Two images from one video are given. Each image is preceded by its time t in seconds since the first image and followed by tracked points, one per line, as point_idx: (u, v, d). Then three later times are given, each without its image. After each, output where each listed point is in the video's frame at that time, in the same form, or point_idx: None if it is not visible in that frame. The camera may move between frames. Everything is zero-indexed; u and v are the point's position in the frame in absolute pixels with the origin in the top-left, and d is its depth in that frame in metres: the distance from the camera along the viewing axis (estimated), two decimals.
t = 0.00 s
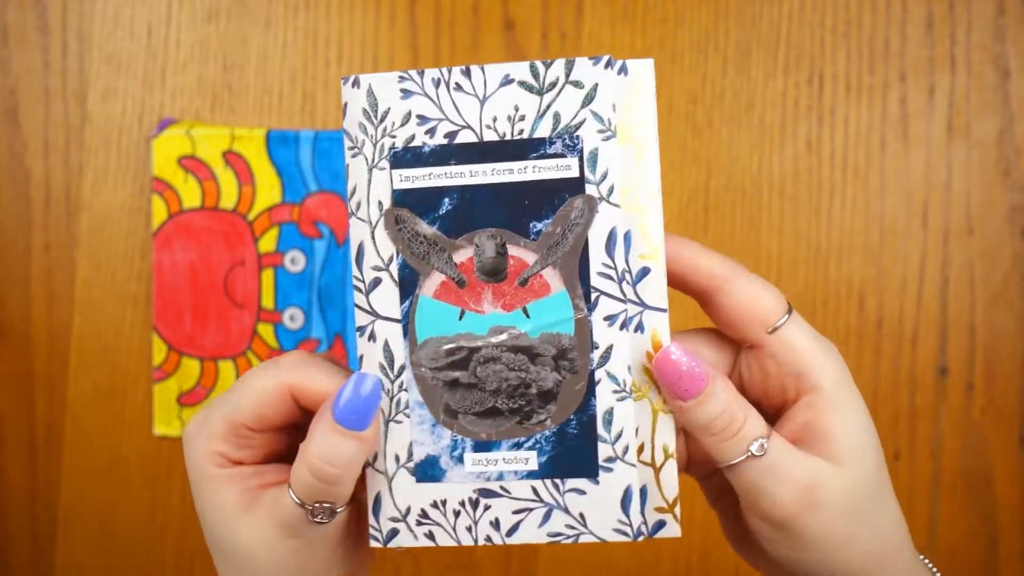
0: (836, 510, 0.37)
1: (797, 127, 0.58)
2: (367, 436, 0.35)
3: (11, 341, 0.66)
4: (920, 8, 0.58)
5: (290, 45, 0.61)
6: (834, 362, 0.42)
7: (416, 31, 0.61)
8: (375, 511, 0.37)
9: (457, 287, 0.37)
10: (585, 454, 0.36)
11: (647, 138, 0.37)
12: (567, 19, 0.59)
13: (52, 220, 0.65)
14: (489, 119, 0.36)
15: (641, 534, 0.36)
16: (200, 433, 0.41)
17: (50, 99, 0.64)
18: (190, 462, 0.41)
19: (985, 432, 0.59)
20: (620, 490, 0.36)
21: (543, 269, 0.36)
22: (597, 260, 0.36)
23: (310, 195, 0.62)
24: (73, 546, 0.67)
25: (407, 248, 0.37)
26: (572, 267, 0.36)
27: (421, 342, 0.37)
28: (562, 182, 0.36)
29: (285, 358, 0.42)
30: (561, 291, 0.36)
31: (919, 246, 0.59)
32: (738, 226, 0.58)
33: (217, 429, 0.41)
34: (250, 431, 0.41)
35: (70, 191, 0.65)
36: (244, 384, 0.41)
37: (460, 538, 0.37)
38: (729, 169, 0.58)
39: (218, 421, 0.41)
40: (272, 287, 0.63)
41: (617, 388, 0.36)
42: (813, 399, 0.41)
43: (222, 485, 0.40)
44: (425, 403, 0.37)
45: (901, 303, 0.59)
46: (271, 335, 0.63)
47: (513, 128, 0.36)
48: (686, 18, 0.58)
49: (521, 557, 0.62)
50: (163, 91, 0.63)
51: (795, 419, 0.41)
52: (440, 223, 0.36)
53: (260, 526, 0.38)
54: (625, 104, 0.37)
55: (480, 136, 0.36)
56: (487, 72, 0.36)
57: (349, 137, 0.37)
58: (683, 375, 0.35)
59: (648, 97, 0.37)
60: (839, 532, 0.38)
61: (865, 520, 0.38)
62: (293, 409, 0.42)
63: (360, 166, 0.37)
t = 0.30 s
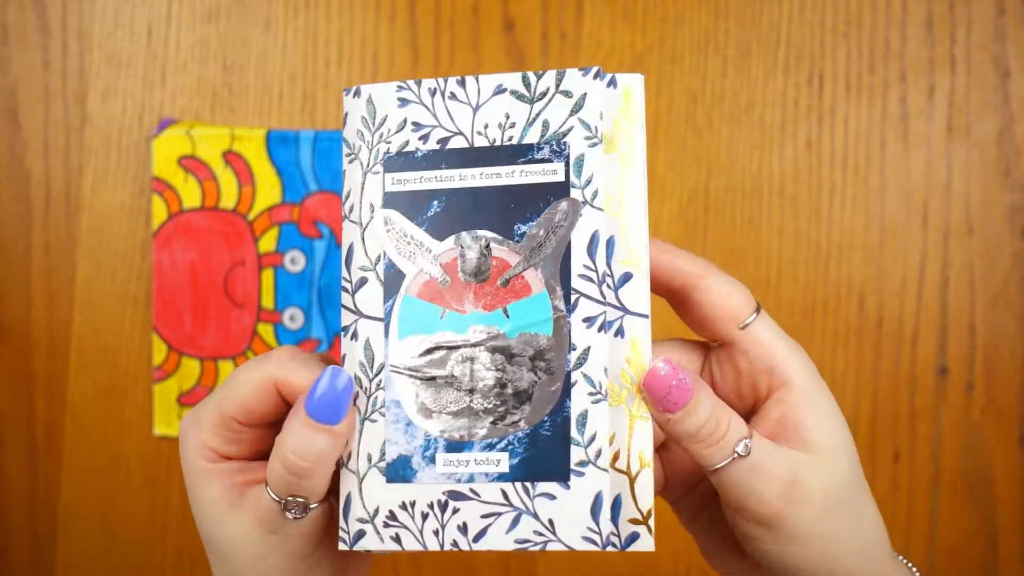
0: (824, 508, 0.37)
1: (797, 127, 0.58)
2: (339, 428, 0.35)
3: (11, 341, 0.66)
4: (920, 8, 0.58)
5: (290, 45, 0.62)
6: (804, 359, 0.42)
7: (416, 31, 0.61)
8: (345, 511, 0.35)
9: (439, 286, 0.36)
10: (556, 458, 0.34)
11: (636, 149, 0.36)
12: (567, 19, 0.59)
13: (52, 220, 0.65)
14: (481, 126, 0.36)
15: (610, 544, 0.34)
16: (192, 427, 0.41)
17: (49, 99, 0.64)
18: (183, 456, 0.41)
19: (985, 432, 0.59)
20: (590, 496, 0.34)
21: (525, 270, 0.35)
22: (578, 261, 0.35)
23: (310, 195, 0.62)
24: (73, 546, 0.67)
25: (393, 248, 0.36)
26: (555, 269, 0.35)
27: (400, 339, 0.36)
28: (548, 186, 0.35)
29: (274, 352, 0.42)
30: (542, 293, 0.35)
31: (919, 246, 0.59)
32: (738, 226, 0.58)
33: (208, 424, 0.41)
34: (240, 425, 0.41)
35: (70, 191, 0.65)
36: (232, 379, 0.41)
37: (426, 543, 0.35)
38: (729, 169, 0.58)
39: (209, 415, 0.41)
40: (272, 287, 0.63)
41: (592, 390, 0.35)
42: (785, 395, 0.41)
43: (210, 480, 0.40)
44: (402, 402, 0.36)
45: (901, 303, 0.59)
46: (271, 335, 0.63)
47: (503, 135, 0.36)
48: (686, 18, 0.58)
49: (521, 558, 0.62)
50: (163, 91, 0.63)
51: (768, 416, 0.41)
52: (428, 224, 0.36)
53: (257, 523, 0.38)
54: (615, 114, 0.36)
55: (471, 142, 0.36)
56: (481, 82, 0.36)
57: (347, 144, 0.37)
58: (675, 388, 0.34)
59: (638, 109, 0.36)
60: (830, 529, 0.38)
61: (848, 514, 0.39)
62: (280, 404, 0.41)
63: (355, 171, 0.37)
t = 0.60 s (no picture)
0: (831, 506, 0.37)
1: (797, 128, 0.58)
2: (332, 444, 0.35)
3: (11, 341, 0.66)
4: (920, 8, 0.58)
5: (290, 45, 0.62)
6: (810, 352, 0.42)
7: (416, 31, 0.61)
8: (346, 521, 0.36)
9: (438, 292, 0.36)
10: (560, 460, 0.36)
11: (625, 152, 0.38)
12: (567, 19, 0.59)
13: (52, 221, 0.65)
14: (475, 127, 0.37)
15: (614, 540, 0.36)
16: (179, 461, 0.41)
17: (50, 99, 0.64)
18: (177, 492, 0.41)
19: (985, 432, 0.59)
20: (594, 496, 0.36)
21: (526, 275, 0.37)
22: (577, 266, 0.37)
23: (310, 195, 0.62)
24: (73, 546, 0.67)
25: (388, 253, 0.36)
26: (551, 274, 0.37)
27: (400, 347, 0.36)
28: (545, 191, 0.36)
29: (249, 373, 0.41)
30: (542, 298, 0.37)
31: (919, 246, 0.59)
32: (738, 226, 0.58)
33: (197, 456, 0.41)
34: (230, 450, 0.41)
35: (70, 191, 0.65)
36: (213, 408, 0.41)
37: (432, 548, 0.36)
38: (729, 169, 0.58)
39: (195, 449, 0.41)
40: (272, 287, 0.63)
41: (596, 393, 0.37)
42: (791, 390, 0.41)
43: (208, 512, 0.40)
44: (404, 407, 0.36)
45: (901, 303, 0.59)
46: (271, 335, 0.63)
47: (498, 137, 0.36)
48: (686, 18, 0.58)
49: (521, 559, 0.62)
50: (163, 91, 0.63)
51: (776, 414, 0.41)
52: (422, 228, 0.36)
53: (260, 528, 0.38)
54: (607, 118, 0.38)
55: (466, 144, 0.36)
56: (473, 81, 0.37)
57: (331, 141, 0.36)
58: (656, 387, 0.36)
59: (625, 115, 0.38)
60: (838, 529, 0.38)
61: (861, 509, 0.38)
62: (267, 422, 0.41)
63: (341, 171, 0.37)
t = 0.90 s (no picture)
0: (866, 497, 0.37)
1: (797, 127, 0.58)
2: (376, 463, 0.35)
3: (10, 341, 0.66)
4: (920, 8, 0.58)
5: (290, 45, 0.62)
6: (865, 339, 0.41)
7: (416, 30, 0.61)
8: (396, 495, 0.36)
9: (491, 267, 0.37)
10: (613, 437, 0.36)
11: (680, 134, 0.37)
12: (567, 19, 0.59)
13: (52, 220, 0.65)
14: (531, 107, 0.37)
15: (667, 520, 0.36)
16: (199, 469, 0.39)
17: (50, 99, 0.64)
18: (194, 498, 0.39)
19: (985, 432, 0.59)
20: (647, 475, 0.36)
21: (579, 251, 0.37)
22: (630, 244, 0.37)
23: (310, 195, 0.62)
24: (72, 546, 0.67)
25: (442, 227, 0.37)
26: (605, 252, 0.37)
27: (452, 321, 0.36)
28: (599, 169, 0.37)
29: (273, 379, 0.40)
30: (596, 273, 0.37)
31: (919, 246, 0.59)
32: (738, 226, 0.58)
33: (220, 464, 0.39)
34: (255, 458, 0.39)
35: (70, 191, 0.65)
36: (237, 413, 0.39)
37: (482, 523, 0.36)
38: (728, 169, 0.58)
39: (217, 455, 0.39)
40: (272, 287, 0.62)
41: (648, 369, 0.36)
42: (846, 374, 0.40)
43: (231, 520, 0.38)
44: (454, 381, 0.36)
45: (901, 303, 0.59)
46: (271, 335, 0.62)
47: (553, 116, 0.37)
48: (686, 18, 0.58)
49: (520, 558, 0.62)
50: (163, 91, 0.63)
51: (829, 399, 0.40)
52: (476, 204, 0.36)
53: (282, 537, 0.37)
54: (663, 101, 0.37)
55: (521, 123, 0.37)
56: (530, 62, 0.37)
57: (388, 120, 0.37)
58: (713, 368, 0.35)
59: (680, 97, 0.37)
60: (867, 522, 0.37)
61: (907, 496, 0.38)
62: (294, 428, 0.40)
63: (399, 148, 0.37)
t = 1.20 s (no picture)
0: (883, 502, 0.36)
1: (796, 127, 0.58)
2: (401, 458, 0.34)
3: (12, 341, 0.66)
4: (919, 8, 0.58)
5: (290, 46, 0.62)
6: (885, 352, 0.41)
7: (416, 30, 0.61)
8: (408, 492, 0.35)
9: (516, 268, 0.36)
10: (628, 445, 0.35)
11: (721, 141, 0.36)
12: (567, 19, 0.59)
13: (52, 221, 0.65)
14: (565, 109, 0.36)
15: (680, 534, 0.34)
16: (214, 468, 0.38)
17: (50, 99, 0.65)
18: (209, 497, 0.38)
19: (985, 432, 0.59)
20: (662, 485, 0.34)
21: (605, 255, 0.36)
22: (657, 249, 0.35)
23: (310, 195, 0.61)
24: (72, 546, 0.67)
25: (471, 227, 0.36)
26: (632, 256, 0.35)
27: (474, 319, 0.36)
28: (629, 173, 0.36)
29: (287, 375, 0.39)
30: (622, 278, 0.36)
31: (919, 246, 0.59)
32: (737, 226, 0.59)
33: (235, 462, 0.38)
34: (269, 455, 0.39)
35: (70, 190, 0.65)
36: (251, 411, 0.39)
37: (492, 526, 0.35)
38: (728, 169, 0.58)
39: (233, 454, 0.38)
40: (272, 287, 0.62)
41: (669, 377, 0.35)
42: (867, 386, 0.40)
43: (248, 517, 0.38)
44: (473, 380, 0.36)
45: (901, 303, 0.59)
46: (271, 335, 0.62)
47: (587, 119, 0.36)
48: (686, 18, 0.58)
49: (521, 558, 0.63)
50: (163, 91, 0.63)
51: (848, 410, 0.39)
52: (505, 205, 0.36)
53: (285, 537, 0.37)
54: (702, 107, 0.36)
55: (555, 125, 0.36)
56: (567, 65, 0.37)
57: (426, 120, 0.37)
58: (746, 385, 0.33)
59: (724, 102, 0.36)
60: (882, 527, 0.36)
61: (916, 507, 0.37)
62: (309, 425, 0.39)
63: (434, 148, 0.37)
